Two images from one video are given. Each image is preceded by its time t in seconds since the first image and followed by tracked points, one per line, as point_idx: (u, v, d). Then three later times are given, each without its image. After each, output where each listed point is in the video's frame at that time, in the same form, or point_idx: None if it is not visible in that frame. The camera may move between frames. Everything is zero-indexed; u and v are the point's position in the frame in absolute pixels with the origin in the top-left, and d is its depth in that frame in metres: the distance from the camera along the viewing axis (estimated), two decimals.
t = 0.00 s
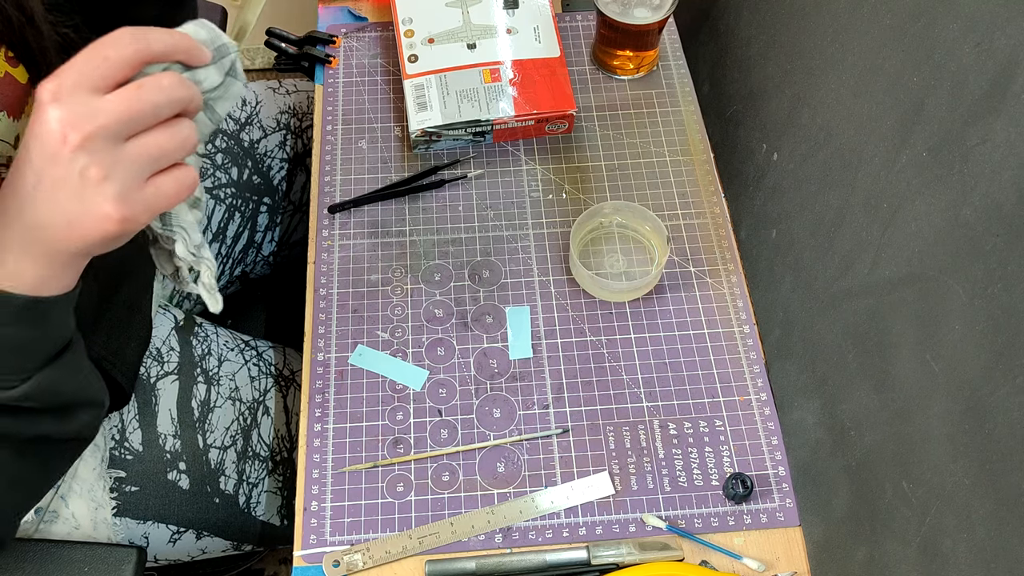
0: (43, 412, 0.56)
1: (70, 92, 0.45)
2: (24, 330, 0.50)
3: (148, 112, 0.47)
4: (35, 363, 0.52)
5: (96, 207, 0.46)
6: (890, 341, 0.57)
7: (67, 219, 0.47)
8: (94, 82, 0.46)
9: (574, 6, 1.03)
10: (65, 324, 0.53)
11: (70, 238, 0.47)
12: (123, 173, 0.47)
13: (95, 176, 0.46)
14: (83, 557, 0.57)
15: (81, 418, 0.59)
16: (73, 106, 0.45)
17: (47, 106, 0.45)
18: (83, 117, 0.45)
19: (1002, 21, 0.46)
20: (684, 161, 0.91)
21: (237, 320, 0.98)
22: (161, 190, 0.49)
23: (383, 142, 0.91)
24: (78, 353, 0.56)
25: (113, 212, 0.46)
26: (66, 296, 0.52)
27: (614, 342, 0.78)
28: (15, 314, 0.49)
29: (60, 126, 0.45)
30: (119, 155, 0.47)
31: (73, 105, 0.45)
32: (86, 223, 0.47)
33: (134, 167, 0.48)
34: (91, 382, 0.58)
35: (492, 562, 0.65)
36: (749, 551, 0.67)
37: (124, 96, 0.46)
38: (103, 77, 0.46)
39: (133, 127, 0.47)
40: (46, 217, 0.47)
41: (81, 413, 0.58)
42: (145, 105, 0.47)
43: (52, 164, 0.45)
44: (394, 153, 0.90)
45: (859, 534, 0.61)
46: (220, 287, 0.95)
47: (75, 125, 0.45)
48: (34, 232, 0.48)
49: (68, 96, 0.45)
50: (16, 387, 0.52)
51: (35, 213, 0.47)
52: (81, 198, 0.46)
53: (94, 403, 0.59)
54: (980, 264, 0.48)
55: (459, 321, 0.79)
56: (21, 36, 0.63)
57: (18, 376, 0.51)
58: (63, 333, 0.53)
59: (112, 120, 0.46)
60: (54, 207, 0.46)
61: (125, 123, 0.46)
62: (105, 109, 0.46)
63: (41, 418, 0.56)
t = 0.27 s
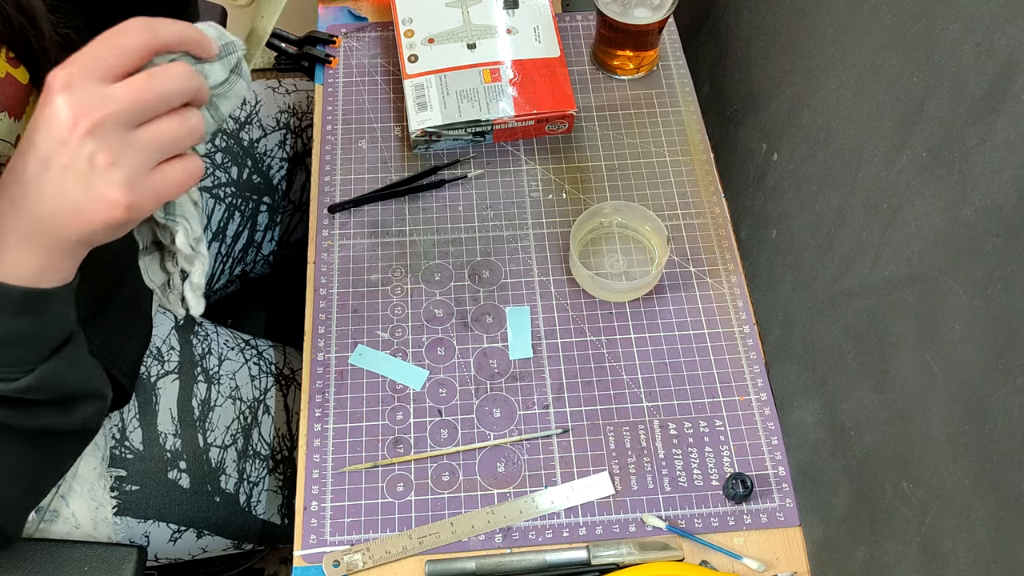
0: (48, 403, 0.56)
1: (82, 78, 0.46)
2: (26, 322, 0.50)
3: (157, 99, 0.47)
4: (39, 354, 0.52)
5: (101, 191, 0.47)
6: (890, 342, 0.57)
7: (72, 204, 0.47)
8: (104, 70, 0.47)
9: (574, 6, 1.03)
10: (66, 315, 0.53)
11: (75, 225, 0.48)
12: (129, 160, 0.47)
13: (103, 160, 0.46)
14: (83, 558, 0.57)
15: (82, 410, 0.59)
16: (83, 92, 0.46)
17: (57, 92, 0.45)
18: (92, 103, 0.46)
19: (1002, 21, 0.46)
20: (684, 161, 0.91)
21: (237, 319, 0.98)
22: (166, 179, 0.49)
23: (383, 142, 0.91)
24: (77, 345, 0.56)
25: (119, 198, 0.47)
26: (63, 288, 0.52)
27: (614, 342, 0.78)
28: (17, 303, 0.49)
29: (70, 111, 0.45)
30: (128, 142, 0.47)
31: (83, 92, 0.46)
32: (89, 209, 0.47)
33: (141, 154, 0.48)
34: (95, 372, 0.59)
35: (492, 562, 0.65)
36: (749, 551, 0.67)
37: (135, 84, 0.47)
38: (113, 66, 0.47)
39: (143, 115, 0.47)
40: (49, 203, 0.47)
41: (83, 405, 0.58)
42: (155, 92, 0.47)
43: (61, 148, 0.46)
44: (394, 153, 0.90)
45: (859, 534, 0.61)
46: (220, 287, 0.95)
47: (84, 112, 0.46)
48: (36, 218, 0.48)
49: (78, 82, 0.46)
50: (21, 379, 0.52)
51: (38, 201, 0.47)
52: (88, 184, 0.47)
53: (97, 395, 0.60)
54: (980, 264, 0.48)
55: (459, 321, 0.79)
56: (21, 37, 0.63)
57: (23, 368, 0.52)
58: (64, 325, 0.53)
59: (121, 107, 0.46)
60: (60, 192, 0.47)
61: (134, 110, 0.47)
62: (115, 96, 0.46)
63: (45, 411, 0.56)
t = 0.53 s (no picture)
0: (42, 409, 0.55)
1: (71, 91, 0.45)
2: (21, 327, 0.50)
3: (150, 115, 0.47)
4: (34, 361, 0.52)
5: (92, 207, 0.47)
6: (890, 342, 0.57)
7: (62, 216, 0.47)
8: (96, 83, 0.46)
9: (574, 6, 1.03)
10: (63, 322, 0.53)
11: (67, 237, 0.48)
12: (122, 175, 0.47)
13: (95, 175, 0.46)
14: (83, 558, 0.57)
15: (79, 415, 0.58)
16: (74, 105, 0.45)
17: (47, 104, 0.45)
18: (83, 116, 0.45)
19: (1002, 22, 0.46)
20: (684, 161, 0.91)
21: (237, 320, 0.98)
22: (157, 194, 0.49)
23: (383, 142, 0.91)
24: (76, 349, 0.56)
25: (111, 213, 0.47)
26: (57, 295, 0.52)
27: (614, 342, 0.78)
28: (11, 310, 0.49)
29: (61, 124, 0.45)
30: (120, 156, 0.47)
31: (74, 104, 0.45)
32: (81, 221, 0.47)
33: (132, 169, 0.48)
34: (93, 378, 0.58)
35: (493, 562, 0.65)
36: (749, 551, 0.67)
37: (127, 99, 0.46)
38: (106, 77, 0.46)
39: (135, 129, 0.47)
40: (40, 216, 0.47)
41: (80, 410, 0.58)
42: (147, 107, 0.47)
43: (51, 161, 0.45)
44: (394, 153, 0.90)
45: (859, 534, 0.61)
46: (221, 287, 0.95)
47: (74, 125, 0.45)
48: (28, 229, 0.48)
49: (69, 95, 0.45)
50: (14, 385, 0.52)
51: (30, 212, 0.47)
52: (79, 197, 0.46)
53: (93, 401, 0.59)
54: (980, 264, 0.48)
55: (459, 321, 0.79)
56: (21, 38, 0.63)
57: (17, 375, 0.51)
58: (60, 333, 0.53)
59: (113, 121, 0.46)
60: (49, 204, 0.47)
61: (127, 125, 0.47)
62: (108, 111, 0.46)
63: (39, 415, 0.55)
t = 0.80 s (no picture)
0: (39, 398, 0.57)
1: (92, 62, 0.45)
2: (8, 312, 0.49)
3: (166, 96, 0.46)
4: (25, 345, 0.52)
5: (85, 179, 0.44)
6: (890, 341, 0.57)
7: (51, 187, 0.44)
8: (116, 57, 0.45)
9: (574, 6, 1.03)
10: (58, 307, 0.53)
11: (55, 212, 0.45)
12: (124, 150, 0.45)
13: (94, 146, 0.44)
14: (82, 558, 0.57)
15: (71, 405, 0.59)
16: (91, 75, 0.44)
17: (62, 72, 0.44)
18: (96, 88, 0.44)
19: (1003, 22, 0.46)
20: (684, 161, 0.91)
21: (237, 320, 0.98)
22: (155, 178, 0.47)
23: (383, 142, 0.91)
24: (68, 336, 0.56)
25: (101, 186, 0.44)
26: (43, 276, 0.50)
27: (614, 342, 0.78)
28: None
29: (68, 93, 0.44)
30: (125, 130, 0.45)
31: (89, 74, 0.44)
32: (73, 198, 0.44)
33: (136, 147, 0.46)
34: (88, 363, 0.59)
35: (493, 562, 0.65)
36: (749, 551, 0.67)
37: (146, 77, 0.45)
38: (126, 55, 0.46)
39: (144, 107, 0.46)
40: (28, 187, 0.44)
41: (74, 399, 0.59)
42: (164, 88, 0.46)
43: (54, 128, 0.44)
44: (394, 153, 0.90)
45: (859, 534, 0.61)
46: (220, 287, 0.95)
47: (85, 95, 0.44)
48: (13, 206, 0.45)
49: (87, 66, 0.44)
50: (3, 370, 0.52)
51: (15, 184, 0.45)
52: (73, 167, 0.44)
53: (89, 389, 0.60)
54: (980, 264, 0.48)
55: (459, 321, 0.79)
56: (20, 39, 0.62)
57: (7, 359, 0.52)
58: (60, 315, 0.53)
59: (126, 95, 0.45)
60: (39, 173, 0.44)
61: (138, 101, 0.45)
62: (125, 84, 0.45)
63: (36, 405, 0.56)
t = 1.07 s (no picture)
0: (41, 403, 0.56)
1: (110, 62, 0.47)
2: (9, 314, 0.49)
3: (179, 96, 0.49)
4: (29, 352, 0.52)
5: (99, 177, 0.46)
6: (890, 341, 0.57)
7: (64, 185, 0.46)
8: (133, 61, 0.48)
9: (574, 6, 1.03)
10: (57, 313, 0.52)
11: (65, 211, 0.47)
12: (140, 149, 0.47)
13: (109, 148, 0.46)
14: (82, 558, 0.57)
15: (73, 411, 0.58)
16: (109, 75, 0.47)
17: (78, 75, 0.46)
18: (111, 89, 0.46)
19: (1003, 21, 0.46)
20: (684, 161, 0.91)
21: (237, 320, 0.99)
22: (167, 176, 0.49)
23: (383, 142, 0.91)
24: (76, 338, 0.56)
25: (116, 186, 0.46)
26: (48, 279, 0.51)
27: (614, 342, 0.78)
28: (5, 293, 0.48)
29: (85, 95, 0.46)
30: (140, 131, 0.47)
31: (105, 76, 0.46)
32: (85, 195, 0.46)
33: (151, 147, 0.48)
34: (93, 369, 0.58)
35: (493, 562, 0.65)
36: (749, 551, 0.67)
37: (164, 79, 0.48)
38: (142, 58, 0.49)
39: (157, 108, 0.48)
40: (44, 183, 0.46)
41: (76, 405, 0.58)
42: (180, 90, 0.49)
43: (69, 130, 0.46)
44: (394, 153, 0.90)
45: (859, 534, 0.61)
46: (221, 287, 0.95)
47: (101, 96, 0.46)
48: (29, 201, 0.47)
49: (104, 68, 0.47)
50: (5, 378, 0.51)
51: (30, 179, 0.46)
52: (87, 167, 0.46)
53: (93, 395, 0.59)
54: (980, 264, 0.48)
55: (459, 321, 0.79)
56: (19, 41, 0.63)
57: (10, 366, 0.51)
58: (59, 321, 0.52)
59: (144, 95, 0.47)
60: (52, 173, 0.46)
61: (153, 102, 0.48)
62: (143, 84, 0.47)
63: (36, 411, 0.56)
